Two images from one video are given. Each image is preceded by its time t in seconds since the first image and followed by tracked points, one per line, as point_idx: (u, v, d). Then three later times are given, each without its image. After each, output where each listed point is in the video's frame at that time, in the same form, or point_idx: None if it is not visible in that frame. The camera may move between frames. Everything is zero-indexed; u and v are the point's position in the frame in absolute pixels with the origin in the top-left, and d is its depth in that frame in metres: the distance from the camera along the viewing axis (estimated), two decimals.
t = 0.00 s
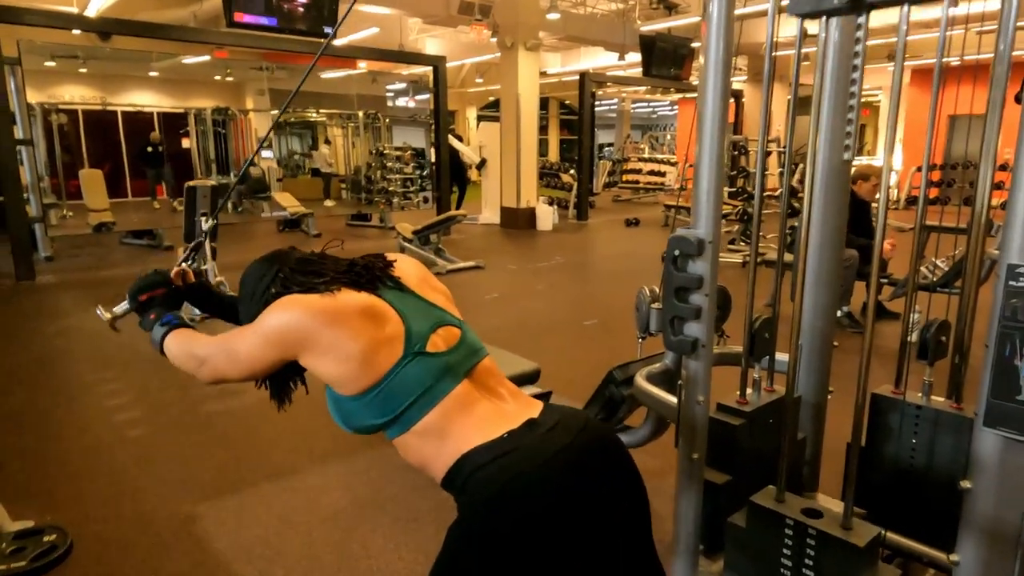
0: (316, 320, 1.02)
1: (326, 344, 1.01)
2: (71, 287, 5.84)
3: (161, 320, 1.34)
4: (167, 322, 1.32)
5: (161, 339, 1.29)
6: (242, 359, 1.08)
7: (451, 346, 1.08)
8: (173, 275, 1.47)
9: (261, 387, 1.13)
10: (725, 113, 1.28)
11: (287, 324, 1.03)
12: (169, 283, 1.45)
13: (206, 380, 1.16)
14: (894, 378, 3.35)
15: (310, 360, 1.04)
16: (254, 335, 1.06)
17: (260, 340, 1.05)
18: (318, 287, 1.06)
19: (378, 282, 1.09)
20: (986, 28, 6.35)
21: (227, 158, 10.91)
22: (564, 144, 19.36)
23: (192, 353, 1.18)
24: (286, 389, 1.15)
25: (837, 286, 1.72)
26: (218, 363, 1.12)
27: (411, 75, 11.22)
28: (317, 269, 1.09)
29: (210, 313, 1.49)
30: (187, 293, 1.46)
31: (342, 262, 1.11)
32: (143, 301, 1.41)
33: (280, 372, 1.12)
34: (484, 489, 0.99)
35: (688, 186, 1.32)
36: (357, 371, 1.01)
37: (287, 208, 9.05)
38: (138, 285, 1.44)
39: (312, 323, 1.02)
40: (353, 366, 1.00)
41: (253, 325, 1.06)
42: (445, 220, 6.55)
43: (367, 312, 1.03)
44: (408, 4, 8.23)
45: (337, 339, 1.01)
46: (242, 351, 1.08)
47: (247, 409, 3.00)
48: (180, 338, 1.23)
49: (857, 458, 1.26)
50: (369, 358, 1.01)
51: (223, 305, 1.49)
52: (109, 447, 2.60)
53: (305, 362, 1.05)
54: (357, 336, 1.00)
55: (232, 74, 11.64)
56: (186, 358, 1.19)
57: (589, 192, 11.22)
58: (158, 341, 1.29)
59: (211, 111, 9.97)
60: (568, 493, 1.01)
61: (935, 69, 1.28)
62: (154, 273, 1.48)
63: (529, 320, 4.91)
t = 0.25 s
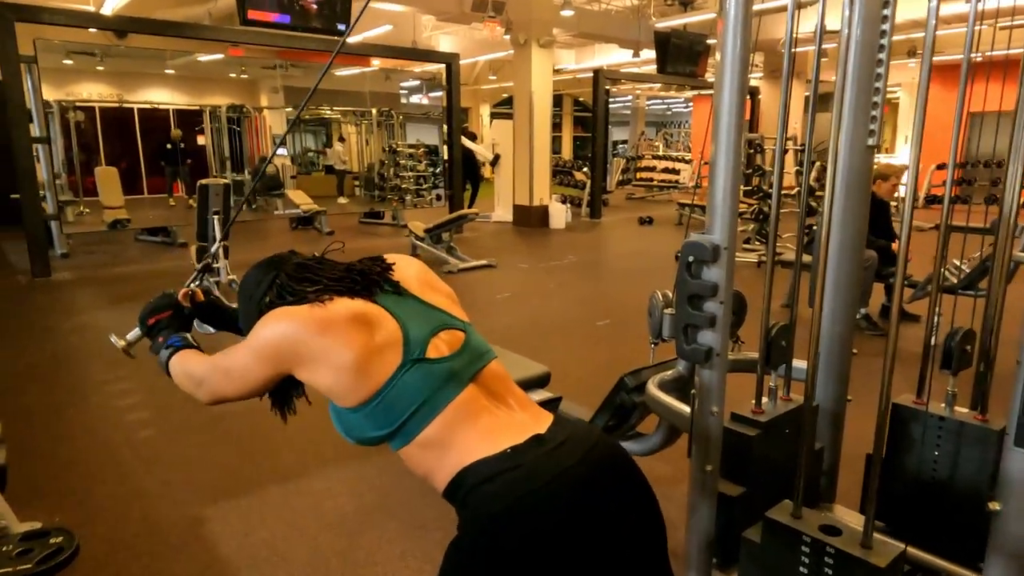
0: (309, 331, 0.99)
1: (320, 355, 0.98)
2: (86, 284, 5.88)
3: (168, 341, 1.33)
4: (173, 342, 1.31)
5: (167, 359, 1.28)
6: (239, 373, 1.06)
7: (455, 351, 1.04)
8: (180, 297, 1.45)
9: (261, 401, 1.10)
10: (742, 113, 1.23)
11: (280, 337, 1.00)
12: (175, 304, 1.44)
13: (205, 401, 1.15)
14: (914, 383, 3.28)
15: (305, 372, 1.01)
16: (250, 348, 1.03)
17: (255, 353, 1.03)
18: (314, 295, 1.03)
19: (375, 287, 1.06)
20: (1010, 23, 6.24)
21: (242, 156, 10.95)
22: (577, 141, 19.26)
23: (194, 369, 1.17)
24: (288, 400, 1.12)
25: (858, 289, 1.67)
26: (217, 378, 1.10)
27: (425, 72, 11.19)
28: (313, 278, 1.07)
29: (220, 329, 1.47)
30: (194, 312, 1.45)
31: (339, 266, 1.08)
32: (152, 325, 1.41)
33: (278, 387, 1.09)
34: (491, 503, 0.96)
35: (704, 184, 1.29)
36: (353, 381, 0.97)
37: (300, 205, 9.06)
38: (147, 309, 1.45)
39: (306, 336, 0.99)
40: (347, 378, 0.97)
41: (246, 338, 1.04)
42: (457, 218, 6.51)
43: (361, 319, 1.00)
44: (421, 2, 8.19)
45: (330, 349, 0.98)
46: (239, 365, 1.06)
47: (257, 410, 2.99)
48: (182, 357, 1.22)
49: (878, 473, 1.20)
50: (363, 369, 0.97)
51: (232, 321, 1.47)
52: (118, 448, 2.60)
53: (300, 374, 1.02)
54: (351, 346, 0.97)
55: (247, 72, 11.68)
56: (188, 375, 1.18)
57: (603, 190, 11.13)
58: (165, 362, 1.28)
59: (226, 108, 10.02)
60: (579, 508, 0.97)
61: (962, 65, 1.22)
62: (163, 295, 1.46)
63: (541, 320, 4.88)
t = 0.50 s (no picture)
0: (312, 333, 0.96)
1: (323, 359, 0.96)
2: (105, 282, 5.94)
3: (177, 322, 1.31)
4: (181, 327, 1.29)
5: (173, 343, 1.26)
6: (239, 375, 1.03)
7: (461, 356, 1.01)
8: (191, 269, 1.42)
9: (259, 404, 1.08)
10: (760, 110, 1.19)
11: (282, 339, 0.98)
12: (185, 278, 1.41)
13: (199, 406, 1.12)
14: (937, 388, 3.20)
15: (307, 375, 0.99)
16: (250, 350, 1.01)
17: (255, 355, 1.00)
18: (317, 296, 1.00)
19: (381, 289, 1.04)
20: None
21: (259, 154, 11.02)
22: (594, 139, 19.16)
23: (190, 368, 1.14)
24: (288, 404, 1.10)
25: (881, 292, 1.62)
26: (214, 380, 1.07)
27: (441, 70, 11.18)
28: (317, 278, 1.04)
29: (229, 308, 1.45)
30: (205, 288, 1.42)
31: (344, 267, 1.05)
32: (162, 298, 1.38)
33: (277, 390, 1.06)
34: (494, 513, 0.93)
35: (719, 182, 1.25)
36: (356, 386, 0.95)
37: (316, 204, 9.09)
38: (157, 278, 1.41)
39: (309, 338, 0.96)
40: (352, 382, 0.95)
41: (247, 340, 1.02)
42: (472, 217, 6.49)
43: (366, 321, 0.97)
44: None
45: (334, 354, 0.95)
46: (238, 366, 1.03)
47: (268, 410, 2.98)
48: (186, 350, 1.20)
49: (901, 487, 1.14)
50: (367, 373, 0.95)
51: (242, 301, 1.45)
52: (131, 447, 2.61)
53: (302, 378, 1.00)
54: (356, 350, 0.95)
55: (265, 71, 11.74)
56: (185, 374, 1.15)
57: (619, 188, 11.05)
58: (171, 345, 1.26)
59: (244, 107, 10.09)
60: (587, 517, 0.94)
61: (993, 62, 1.17)
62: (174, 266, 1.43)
63: (556, 320, 4.84)
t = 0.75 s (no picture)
0: (308, 332, 0.93)
1: (319, 359, 0.92)
2: (123, 275, 5.99)
3: (189, 294, 1.22)
4: (192, 301, 1.21)
5: (180, 316, 1.19)
6: (231, 373, 0.99)
7: (460, 360, 0.97)
8: (217, 228, 1.29)
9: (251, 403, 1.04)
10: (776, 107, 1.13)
11: (277, 337, 0.94)
12: (208, 236, 1.28)
13: (187, 403, 1.08)
14: (961, 390, 3.11)
15: (302, 376, 0.95)
16: (243, 347, 0.97)
17: (248, 351, 0.97)
18: (314, 293, 0.96)
19: (381, 288, 1.00)
20: None
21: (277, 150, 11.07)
22: (613, 134, 19.01)
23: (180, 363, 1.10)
24: (282, 404, 1.07)
25: (904, 293, 1.56)
26: (205, 377, 1.03)
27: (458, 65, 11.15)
28: (315, 274, 1.00)
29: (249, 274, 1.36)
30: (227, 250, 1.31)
31: (343, 264, 1.02)
32: (179, 256, 1.27)
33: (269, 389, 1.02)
34: (487, 523, 0.89)
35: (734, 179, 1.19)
36: (351, 389, 0.92)
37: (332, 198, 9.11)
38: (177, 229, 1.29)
39: (305, 336, 0.93)
40: (347, 385, 0.92)
41: (241, 336, 0.98)
42: (487, 212, 6.44)
43: (366, 322, 0.94)
44: None
45: (331, 355, 0.92)
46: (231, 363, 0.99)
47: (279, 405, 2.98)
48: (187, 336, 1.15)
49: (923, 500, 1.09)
50: (364, 375, 0.91)
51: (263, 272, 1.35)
52: (141, 442, 2.61)
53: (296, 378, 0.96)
54: (353, 351, 0.91)
55: (284, 66, 11.79)
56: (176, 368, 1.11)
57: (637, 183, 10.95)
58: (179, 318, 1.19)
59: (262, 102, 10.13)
60: (587, 526, 0.90)
61: None
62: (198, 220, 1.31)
63: (571, 317, 4.79)
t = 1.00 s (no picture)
0: (285, 336, 0.89)
1: (294, 365, 0.89)
2: (134, 271, 6.02)
3: (183, 277, 1.13)
4: (185, 286, 1.12)
5: (169, 299, 1.12)
6: (202, 372, 0.96)
7: (440, 368, 0.94)
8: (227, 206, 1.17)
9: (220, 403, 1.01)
10: (781, 104, 1.08)
11: (253, 338, 0.90)
12: (216, 214, 1.16)
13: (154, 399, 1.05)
14: (977, 395, 3.04)
15: (275, 379, 0.92)
16: (216, 346, 0.94)
17: (222, 350, 0.93)
18: (291, 294, 0.93)
19: (362, 291, 0.97)
20: None
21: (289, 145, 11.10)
22: (627, 130, 18.87)
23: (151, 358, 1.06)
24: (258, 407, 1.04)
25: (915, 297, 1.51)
26: (176, 374, 1.00)
27: (470, 61, 11.12)
28: (294, 276, 0.97)
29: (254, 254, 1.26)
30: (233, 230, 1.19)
31: (324, 266, 0.98)
32: (182, 229, 1.15)
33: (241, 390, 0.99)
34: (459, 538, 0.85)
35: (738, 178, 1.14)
36: (326, 397, 0.89)
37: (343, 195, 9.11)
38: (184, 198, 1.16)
39: (281, 338, 0.89)
40: (321, 391, 0.89)
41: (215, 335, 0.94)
42: (497, 209, 6.40)
43: (347, 327, 0.90)
44: None
45: (308, 360, 0.89)
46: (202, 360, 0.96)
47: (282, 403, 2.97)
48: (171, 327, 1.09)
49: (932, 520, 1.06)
50: (339, 383, 0.88)
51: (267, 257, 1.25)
52: (144, 439, 2.61)
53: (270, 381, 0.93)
54: (330, 358, 0.88)
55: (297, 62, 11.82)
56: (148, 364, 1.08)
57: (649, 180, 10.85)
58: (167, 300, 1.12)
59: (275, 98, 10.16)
60: (566, 541, 0.87)
61: None
62: (208, 191, 1.18)
63: (580, 316, 4.74)
